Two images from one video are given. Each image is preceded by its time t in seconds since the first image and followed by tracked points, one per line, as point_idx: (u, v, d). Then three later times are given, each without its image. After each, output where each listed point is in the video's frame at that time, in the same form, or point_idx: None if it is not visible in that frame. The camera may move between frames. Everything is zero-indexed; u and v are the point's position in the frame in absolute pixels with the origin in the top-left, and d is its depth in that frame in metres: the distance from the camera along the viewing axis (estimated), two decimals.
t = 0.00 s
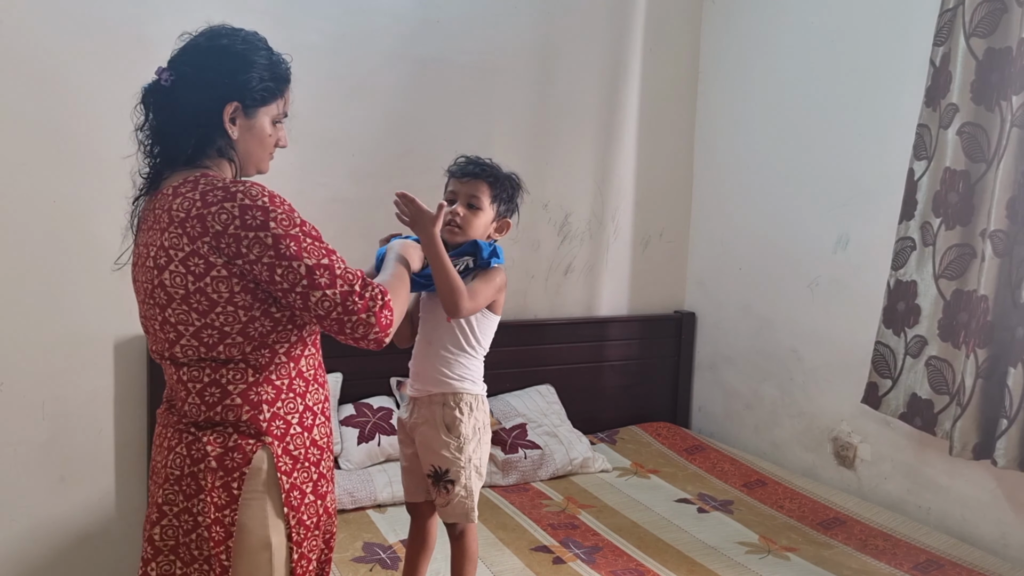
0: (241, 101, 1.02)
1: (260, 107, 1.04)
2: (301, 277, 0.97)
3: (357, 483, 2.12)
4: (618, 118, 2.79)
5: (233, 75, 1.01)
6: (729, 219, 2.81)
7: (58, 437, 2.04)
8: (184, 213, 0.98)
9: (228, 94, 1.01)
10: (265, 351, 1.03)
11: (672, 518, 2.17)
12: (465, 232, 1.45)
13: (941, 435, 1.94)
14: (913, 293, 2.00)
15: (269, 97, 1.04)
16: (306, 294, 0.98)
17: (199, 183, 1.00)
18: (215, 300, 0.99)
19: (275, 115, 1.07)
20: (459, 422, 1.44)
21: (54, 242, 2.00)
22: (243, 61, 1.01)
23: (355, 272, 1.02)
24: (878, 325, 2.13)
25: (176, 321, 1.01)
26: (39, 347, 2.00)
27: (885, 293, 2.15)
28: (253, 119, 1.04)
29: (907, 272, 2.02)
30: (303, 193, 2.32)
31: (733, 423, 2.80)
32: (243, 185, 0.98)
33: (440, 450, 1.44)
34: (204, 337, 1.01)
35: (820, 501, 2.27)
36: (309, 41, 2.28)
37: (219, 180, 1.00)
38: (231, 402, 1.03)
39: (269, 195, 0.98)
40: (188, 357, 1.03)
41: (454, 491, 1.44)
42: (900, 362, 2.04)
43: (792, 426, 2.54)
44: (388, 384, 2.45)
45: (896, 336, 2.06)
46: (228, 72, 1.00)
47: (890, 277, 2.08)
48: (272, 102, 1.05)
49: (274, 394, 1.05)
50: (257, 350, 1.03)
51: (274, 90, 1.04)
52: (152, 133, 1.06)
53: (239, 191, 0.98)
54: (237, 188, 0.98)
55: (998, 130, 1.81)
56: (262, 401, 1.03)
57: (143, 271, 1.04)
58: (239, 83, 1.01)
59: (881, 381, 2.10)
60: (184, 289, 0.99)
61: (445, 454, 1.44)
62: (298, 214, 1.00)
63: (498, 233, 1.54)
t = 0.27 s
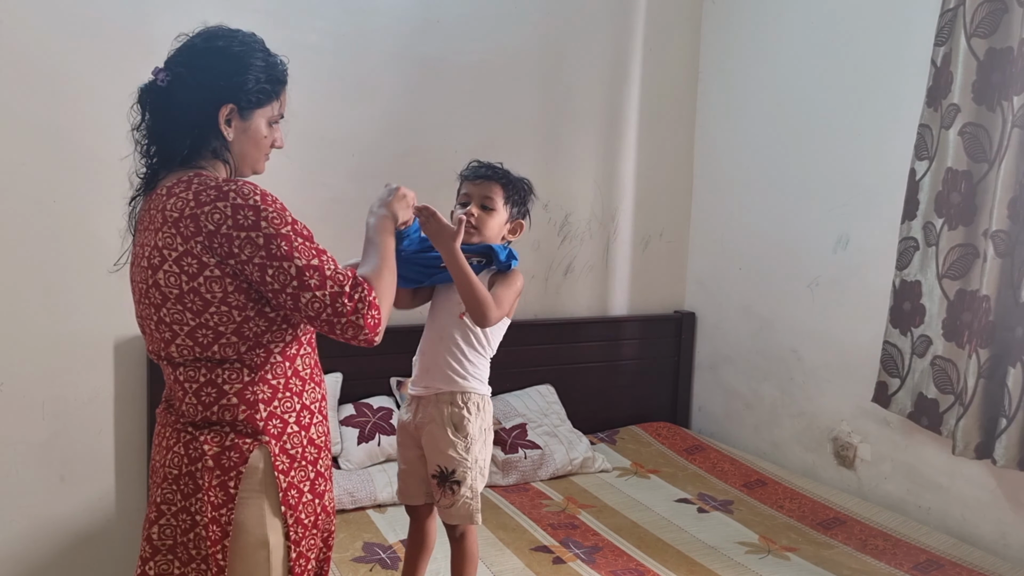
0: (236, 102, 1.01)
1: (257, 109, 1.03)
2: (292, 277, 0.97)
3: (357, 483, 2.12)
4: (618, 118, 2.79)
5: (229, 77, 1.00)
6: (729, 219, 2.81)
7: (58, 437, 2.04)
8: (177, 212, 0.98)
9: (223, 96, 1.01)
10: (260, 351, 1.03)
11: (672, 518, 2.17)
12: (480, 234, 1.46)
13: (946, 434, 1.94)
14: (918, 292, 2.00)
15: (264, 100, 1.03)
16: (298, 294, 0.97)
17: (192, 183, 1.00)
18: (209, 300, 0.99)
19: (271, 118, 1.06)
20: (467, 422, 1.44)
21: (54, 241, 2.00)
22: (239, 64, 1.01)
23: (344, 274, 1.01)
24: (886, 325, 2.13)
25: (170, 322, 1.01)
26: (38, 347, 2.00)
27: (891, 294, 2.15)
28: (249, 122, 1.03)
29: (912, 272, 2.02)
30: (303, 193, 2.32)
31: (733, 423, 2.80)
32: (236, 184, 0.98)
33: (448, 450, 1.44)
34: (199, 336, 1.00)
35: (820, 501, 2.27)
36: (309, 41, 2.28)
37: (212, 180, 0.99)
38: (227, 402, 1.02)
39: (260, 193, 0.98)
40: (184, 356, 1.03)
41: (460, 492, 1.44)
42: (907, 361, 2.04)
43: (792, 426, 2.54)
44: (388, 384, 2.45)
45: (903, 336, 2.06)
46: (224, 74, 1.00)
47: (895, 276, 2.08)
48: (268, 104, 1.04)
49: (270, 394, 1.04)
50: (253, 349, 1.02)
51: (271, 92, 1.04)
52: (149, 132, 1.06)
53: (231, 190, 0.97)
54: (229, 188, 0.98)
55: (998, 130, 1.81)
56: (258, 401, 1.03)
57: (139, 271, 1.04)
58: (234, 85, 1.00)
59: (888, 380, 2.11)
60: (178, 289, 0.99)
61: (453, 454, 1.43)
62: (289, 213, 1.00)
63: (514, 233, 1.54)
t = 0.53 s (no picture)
0: (236, 101, 1.01)
1: (257, 108, 1.02)
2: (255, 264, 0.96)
3: (358, 483, 2.12)
4: (619, 118, 2.79)
5: (229, 76, 1.00)
6: (729, 219, 2.81)
7: (58, 437, 2.03)
8: (156, 208, 1.01)
9: (223, 95, 1.00)
10: (240, 345, 1.02)
11: (672, 518, 2.17)
12: (454, 236, 1.44)
13: (955, 432, 1.96)
14: (928, 292, 2.00)
15: (265, 99, 1.02)
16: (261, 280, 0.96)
17: (172, 179, 1.01)
18: (185, 294, 1.01)
19: (273, 118, 1.05)
20: (460, 427, 1.44)
21: (54, 240, 1.99)
22: (241, 62, 1.00)
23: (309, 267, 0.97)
24: (895, 324, 2.13)
25: (153, 314, 1.04)
26: (38, 347, 1.99)
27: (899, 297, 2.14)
28: (249, 120, 1.03)
29: (922, 272, 2.02)
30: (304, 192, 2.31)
31: (733, 423, 2.80)
32: (211, 179, 0.99)
33: (439, 455, 1.43)
34: (177, 329, 1.02)
35: (820, 501, 2.27)
36: (311, 40, 2.28)
37: (191, 174, 1.00)
38: (203, 396, 1.03)
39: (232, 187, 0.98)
40: (165, 349, 1.05)
41: (453, 497, 1.44)
42: (918, 360, 2.05)
43: (792, 426, 2.54)
44: (388, 384, 2.45)
45: (914, 335, 2.06)
46: (225, 72, 1.00)
47: (905, 276, 2.08)
48: (270, 103, 1.04)
49: (248, 389, 1.03)
50: (231, 343, 1.02)
51: (272, 92, 1.03)
52: (152, 130, 1.06)
53: (204, 185, 0.98)
54: (202, 183, 0.99)
55: (1002, 131, 1.81)
56: (234, 396, 1.02)
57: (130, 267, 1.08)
58: (235, 84, 1.00)
59: (898, 379, 2.11)
60: (156, 283, 1.02)
61: (445, 459, 1.43)
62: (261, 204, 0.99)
63: (498, 234, 1.46)
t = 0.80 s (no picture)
0: (233, 105, 1.01)
1: (254, 112, 1.02)
2: (269, 287, 0.95)
3: (358, 483, 2.12)
4: (619, 118, 2.79)
5: (227, 79, 0.99)
6: (728, 219, 2.81)
7: (58, 437, 2.03)
8: (164, 214, 0.97)
9: (221, 98, 1.00)
10: (245, 358, 1.01)
11: (672, 518, 2.17)
12: (433, 237, 1.45)
13: (953, 432, 1.95)
14: (924, 292, 2.01)
15: (262, 103, 1.02)
16: (264, 310, 0.94)
17: (182, 185, 0.98)
18: (189, 305, 0.97)
19: (270, 121, 1.05)
20: (459, 423, 1.44)
21: (53, 241, 1.99)
22: (239, 66, 1.00)
23: (296, 317, 0.96)
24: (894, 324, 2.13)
25: (158, 322, 1.01)
26: (38, 347, 1.99)
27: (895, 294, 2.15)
28: (246, 123, 1.03)
29: (917, 273, 2.03)
30: (303, 192, 2.31)
31: (733, 423, 2.80)
32: (224, 192, 0.96)
33: (440, 450, 1.45)
34: (183, 338, 0.99)
35: (820, 501, 2.27)
36: (310, 40, 2.28)
37: (202, 183, 0.98)
38: (218, 403, 1.02)
39: (245, 205, 0.95)
40: (172, 355, 1.02)
41: (448, 492, 1.44)
42: (915, 360, 2.05)
43: (792, 426, 2.54)
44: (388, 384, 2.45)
45: (909, 335, 2.06)
46: (223, 76, 0.99)
47: (902, 276, 2.08)
48: (268, 107, 1.03)
49: (261, 395, 1.03)
50: (238, 356, 1.01)
51: (270, 96, 1.03)
52: (149, 128, 1.06)
53: (217, 198, 0.95)
54: (215, 194, 0.96)
55: (1001, 131, 1.81)
56: (248, 402, 1.02)
57: (130, 268, 1.04)
58: (233, 87, 1.00)
59: (897, 379, 2.11)
60: (162, 292, 0.99)
61: (443, 454, 1.44)
62: (272, 228, 0.97)
63: (473, 231, 1.44)
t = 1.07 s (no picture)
0: (252, 112, 1.01)
1: (273, 119, 1.03)
2: (305, 301, 0.96)
3: (358, 483, 2.12)
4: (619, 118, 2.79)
5: (247, 86, 0.99)
6: (728, 219, 2.81)
7: (57, 436, 2.03)
8: (192, 223, 0.96)
9: (240, 105, 1.00)
10: (269, 365, 1.01)
11: (672, 518, 2.17)
12: (419, 231, 1.46)
13: (955, 432, 1.96)
14: (928, 293, 2.01)
15: (281, 111, 1.03)
16: (302, 324, 0.95)
17: (210, 193, 0.97)
18: (218, 316, 0.97)
19: (286, 126, 1.06)
20: (462, 423, 1.44)
21: (54, 240, 1.99)
22: (260, 73, 0.99)
23: (329, 330, 0.99)
24: (897, 324, 2.13)
25: (180, 331, 0.99)
26: (38, 347, 1.99)
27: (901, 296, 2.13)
28: (264, 130, 1.03)
29: (922, 272, 2.02)
30: (303, 192, 2.31)
31: (733, 423, 2.80)
32: (255, 204, 0.96)
33: (442, 449, 1.45)
34: (209, 348, 0.98)
35: (820, 501, 2.27)
36: (310, 40, 2.27)
37: (230, 193, 0.97)
38: (242, 411, 1.01)
39: (279, 219, 0.95)
40: (193, 365, 1.00)
41: (449, 491, 1.44)
42: (918, 360, 2.05)
43: (792, 426, 2.54)
44: (388, 383, 2.45)
45: (914, 335, 2.06)
46: (243, 83, 0.99)
47: (907, 276, 2.08)
48: (286, 115, 1.04)
49: (284, 401, 1.03)
50: (263, 362, 1.01)
51: (288, 103, 1.03)
52: (161, 129, 1.05)
53: (250, 210, 0.95)
54: (247, 207, 0.95)
55: (1002, 131, 1.81)
56: (273, 409, 1.02)
57: (146, 274, 1.01)
58: (253, 95, 1.00)
59: (900, 379, 2.11)
60: (188, 301, 0.97)
61: (446, 453, 1.45)
62: (303, 243, 0.97)
63: (459, 231, 1.45)
